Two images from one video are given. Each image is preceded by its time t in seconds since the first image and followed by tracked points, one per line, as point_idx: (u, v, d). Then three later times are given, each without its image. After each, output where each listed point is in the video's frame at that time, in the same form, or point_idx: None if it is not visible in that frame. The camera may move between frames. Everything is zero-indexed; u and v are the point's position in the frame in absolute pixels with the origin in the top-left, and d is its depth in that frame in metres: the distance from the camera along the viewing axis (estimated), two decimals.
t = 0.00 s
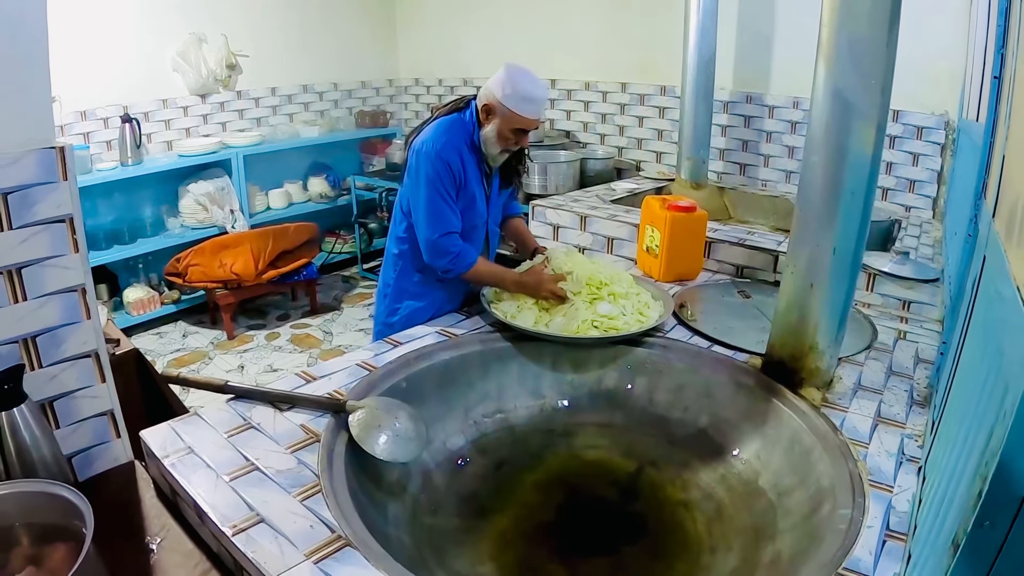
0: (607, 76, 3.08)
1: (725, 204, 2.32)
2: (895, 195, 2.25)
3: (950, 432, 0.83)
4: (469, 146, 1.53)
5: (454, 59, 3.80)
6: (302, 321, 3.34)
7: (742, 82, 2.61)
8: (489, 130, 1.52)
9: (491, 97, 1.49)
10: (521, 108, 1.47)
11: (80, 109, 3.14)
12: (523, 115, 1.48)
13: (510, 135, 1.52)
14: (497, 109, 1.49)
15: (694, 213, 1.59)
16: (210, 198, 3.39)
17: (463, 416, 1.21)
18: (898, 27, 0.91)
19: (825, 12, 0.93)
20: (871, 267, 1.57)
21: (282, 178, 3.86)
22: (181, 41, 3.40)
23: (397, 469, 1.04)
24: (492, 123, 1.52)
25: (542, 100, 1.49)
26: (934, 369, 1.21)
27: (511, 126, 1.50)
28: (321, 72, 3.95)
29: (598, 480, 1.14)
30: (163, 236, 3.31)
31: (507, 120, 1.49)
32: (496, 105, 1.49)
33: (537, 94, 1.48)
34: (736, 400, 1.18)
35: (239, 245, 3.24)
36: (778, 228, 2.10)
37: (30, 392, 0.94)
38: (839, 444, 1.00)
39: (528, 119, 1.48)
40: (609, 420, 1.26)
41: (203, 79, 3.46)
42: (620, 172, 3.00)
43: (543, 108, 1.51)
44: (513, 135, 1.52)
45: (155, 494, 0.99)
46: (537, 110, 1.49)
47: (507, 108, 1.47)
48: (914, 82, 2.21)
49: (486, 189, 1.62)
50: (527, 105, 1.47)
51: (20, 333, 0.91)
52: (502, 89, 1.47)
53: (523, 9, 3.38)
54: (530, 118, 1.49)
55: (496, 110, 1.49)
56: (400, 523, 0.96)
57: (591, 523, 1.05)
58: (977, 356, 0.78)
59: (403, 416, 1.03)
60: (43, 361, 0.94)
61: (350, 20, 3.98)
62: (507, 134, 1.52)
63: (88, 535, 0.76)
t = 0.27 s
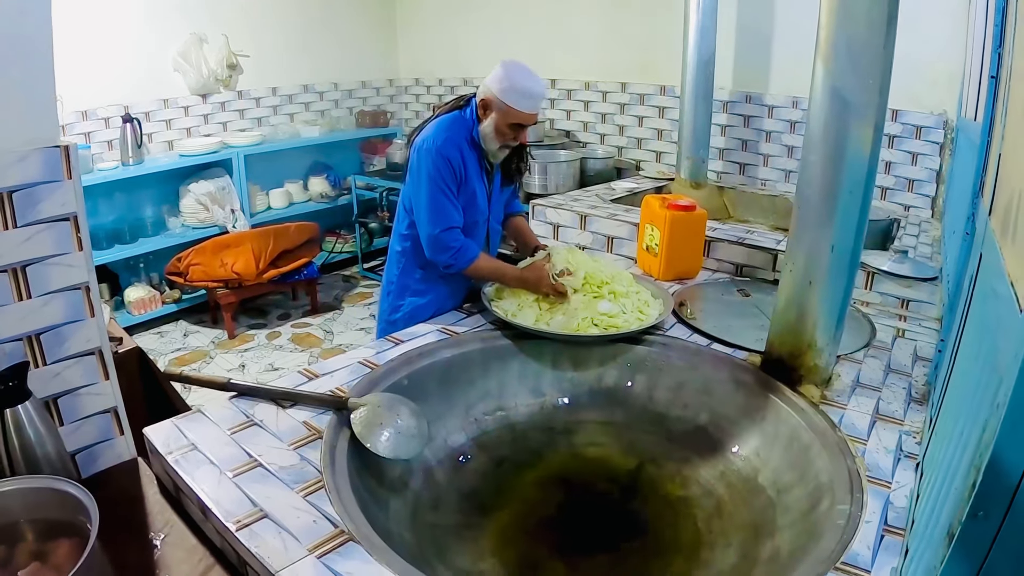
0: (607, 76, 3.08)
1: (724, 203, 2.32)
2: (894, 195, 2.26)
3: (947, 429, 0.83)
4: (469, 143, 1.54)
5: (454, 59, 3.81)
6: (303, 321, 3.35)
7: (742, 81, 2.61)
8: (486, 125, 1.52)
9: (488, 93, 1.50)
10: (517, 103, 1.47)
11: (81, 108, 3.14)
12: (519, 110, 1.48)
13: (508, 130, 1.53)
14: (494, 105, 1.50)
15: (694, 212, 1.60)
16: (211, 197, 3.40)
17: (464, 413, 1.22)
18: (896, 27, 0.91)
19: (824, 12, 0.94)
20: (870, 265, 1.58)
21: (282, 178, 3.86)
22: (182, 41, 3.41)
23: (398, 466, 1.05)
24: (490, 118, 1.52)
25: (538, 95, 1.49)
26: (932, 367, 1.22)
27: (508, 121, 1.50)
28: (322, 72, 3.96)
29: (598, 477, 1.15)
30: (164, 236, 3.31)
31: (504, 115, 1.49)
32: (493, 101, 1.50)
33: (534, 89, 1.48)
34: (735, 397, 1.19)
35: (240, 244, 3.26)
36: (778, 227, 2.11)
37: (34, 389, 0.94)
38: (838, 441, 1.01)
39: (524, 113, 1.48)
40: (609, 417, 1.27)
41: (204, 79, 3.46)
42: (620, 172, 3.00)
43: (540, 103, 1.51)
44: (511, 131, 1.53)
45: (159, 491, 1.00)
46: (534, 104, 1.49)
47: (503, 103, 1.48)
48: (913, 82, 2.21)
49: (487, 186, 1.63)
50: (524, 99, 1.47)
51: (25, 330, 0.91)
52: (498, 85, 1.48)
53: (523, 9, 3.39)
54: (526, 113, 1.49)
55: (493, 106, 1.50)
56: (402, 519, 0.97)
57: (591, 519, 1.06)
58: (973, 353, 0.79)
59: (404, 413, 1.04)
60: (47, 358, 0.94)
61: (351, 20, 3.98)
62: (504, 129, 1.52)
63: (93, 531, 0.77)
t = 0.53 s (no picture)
0: (607, 76, 3.09)
1: (724, 203, 2.33)
2: (893, 195, 2.27)
3: (946, 427, 0.84)
4: (465, 140, 1.54)
5: (455, 59, 3.82)
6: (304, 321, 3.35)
7: (742, 81, 2.62)
8: (479, 122, 1.53)
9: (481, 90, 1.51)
10: (508, 98, 1.48)
11: (82, 109, 3.15)
12: (510, 105, 1.48)
13: (501, 126, 1.53)
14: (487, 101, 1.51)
15: (694, 211, 1.60)
16: (212, 197, 3.40)
17: (465, 412, 1.23)
18: (896, 28, 0.92)
19: (824, 13, 0.94)
20: (870, 265, 1.59)
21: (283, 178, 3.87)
22: (183, 41, 3.41)
23: (400, 465, 1.05)
24: (483, 115, 1.53)
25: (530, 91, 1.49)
26: (931, 366, 1.22)
27: (500, 117, 1.50)
28: (323, 73, 3.96)
29: (598, 476, 1.15)
30: (165, 235, 3.32)
31: (496, 111, 1.50)
32: (486, 97, 1.51)
33: (526, 85, 1.48)
34: (735, 396, 1.19)
35: (241, 244, 3.27)
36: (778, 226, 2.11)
37: (38, 388, 0.95)
38: (838, 440, 1.02)
39: (515, 109, 1.48)
40: (610, 417, 1.27)
41: (204, 79, 3.46)
42: (620, 172, 3.01)
43: (533, 99, 1.51)
44: (504, 127, 1.53)
45: (162, 490, 1.00)
46: (526, 100, 1.49)
47: (494, 99, 1.48)
48: (913, 83, 2.22)
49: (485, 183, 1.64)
50: (515, 95, 1.47)
51: (29, 330, 0.92)
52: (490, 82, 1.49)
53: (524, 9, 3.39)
54: (518, 108, 1.49)
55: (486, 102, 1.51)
56: (404, 517, 0.97)
57: (592, 517, 1.06)
58: (971, 352, 0.79)
59: (406, 412, 1.04)
60: (51, 357, 0.95)
61: (351, 20, 3.99)
62: (497, 125, 1.52)
63: (98, 529, 0.77)
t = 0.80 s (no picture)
0: (608, 76, 3.09)
1: (725, 203, 2.33)
2: (894, 195, 2.27)
3: (948, 427, 0.84)
4: (456, 140, 1.55)
5: (455, 59, 3.82)
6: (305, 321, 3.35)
7: (743, 81, 2.62)
8: (467, 120, 1.54)
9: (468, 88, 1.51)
10: (493, 94, 1.47)
11: (83, 109, 3.15)
12: (496, 101, 1.47)
13: (489, 123, 1.53)
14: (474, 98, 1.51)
15: (696, 211, 1.60)
16: (213, 197, 3.40)
17: (467, 412, 1.23)
18: (897, 28, 0.92)
19: (825, 13, 0.94)
20: (870, 265, 1.59)
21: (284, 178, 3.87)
22: (184, 41, 3.41)
23: (402, 464, 1.05)
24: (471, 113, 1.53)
25: (517, 86, 1.48)
26: (933, 365, 1.22)
27: (487, 113, 1.50)
28: (323, 73, 3.97)
29: (600, 475, 1.15)
30: (166, 235, 3.32)
31: (483, 108, 1.50)
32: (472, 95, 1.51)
33: (511, 80, 1.47)
34: (737, 396, 1.19)
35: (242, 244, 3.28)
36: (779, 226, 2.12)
37: (40, 388, 0.95)
38: (840, 439, 1.02)
39: (501, 104, 1.48)
40: (611, 416, 1.27)
41: (205, 79, 3.46)
42: (621, 171, 3.01)
43: (520, 94, 1.50)
44: (492, 123, 1.52)
45: (164, 489, 1.00)
46: (512, 95, 1.48)
47: (480, 96, 1.48)
48: (913, 83, 2.22)
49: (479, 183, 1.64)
50: (500, 90, 1.47)
51: (31, 329, 0.92)
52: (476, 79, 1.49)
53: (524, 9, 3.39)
54: (505, 104, 1.48)
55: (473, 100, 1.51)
56: (406, 517, 0.97)
57: (594, 517, 1.06)
58: (974, 351, 0.80)
59: (409, 412, 1.05)
60: (53, 357, 0.95)
61: (351, 20, 3.99)
62: (485, 122, 1.52)
63: (101, 529, 0.77)
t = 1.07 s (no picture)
0: (608, 76, 3.09)
1: (726, 203, 2.33)
2: (894, 195, 2.27)
3: (950, 427, 0.84)
4: (443, 141, 1.55)
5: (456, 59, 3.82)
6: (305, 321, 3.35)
7: (744, 81, 2.62)
8: (454, 119, 1.53)
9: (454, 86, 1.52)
10: (478, 90, 1.47)
11: (83, 108, 3.15)
12: (481, 97, 1.47)
13: (476, 121, 1.52)
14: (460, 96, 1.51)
15: (697, 211, 1.60)
16: (214, 197, 3.40)
17: (469, 412, 1.22)
18: (899, 28, 0.92)
19: (827, 13, 0.94)
20: (871, 265, 1.59)
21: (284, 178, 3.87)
22: (185, 41, 3.41)
23: (404, 464, 1.05)
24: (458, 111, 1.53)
25: (502, 82, 1.48)
26: (934, 365, 1.22)
27: (472, 110, 1.50)
28: (324, 72, 3.97)
29: (601, 475, 1.15)
30: (166, 235, 3.32)
31: (469, 104, 1.49)
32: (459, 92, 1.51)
33: (497, 76, 1.47)
34: (738, 396, 1.19)
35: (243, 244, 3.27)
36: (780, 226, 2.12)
37: (42, 388, 0.95)
38: (842, 439, 1.01)
39: (487, 100, 1.47)
40: (613, 416, 1.27)
41: (206, 79, 3.46)
42: (621, 171, 3.01)
43: (506, 91, 1.49)
44: (479, 121, 1.52)
45: (166, 490, 1.00)
46: (497, 91, 1.48)
47: (466, 92, 1.48)
48: (914, 83, 2.22)
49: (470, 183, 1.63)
50: (485, 86, 1.47)
51: (33, 329, 0.92)
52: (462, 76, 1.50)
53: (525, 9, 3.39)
54: (491, 100, 1.48)
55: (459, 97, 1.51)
56: (408, 517, 0.97)
57: (596, 517, 1.06)
58: (976, 351, 0.80)
59: (411, 412, 1.05)
60: (55, 357, 0.95)
61: (352, 20, 3.99)
62: (472, 120, 1.51)
63: (104, 530, 0.77)
